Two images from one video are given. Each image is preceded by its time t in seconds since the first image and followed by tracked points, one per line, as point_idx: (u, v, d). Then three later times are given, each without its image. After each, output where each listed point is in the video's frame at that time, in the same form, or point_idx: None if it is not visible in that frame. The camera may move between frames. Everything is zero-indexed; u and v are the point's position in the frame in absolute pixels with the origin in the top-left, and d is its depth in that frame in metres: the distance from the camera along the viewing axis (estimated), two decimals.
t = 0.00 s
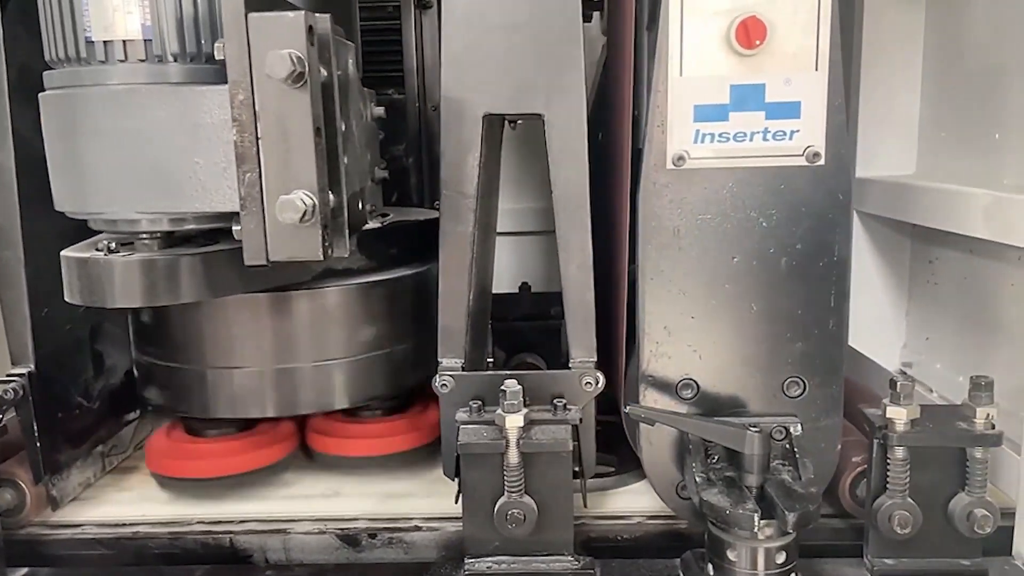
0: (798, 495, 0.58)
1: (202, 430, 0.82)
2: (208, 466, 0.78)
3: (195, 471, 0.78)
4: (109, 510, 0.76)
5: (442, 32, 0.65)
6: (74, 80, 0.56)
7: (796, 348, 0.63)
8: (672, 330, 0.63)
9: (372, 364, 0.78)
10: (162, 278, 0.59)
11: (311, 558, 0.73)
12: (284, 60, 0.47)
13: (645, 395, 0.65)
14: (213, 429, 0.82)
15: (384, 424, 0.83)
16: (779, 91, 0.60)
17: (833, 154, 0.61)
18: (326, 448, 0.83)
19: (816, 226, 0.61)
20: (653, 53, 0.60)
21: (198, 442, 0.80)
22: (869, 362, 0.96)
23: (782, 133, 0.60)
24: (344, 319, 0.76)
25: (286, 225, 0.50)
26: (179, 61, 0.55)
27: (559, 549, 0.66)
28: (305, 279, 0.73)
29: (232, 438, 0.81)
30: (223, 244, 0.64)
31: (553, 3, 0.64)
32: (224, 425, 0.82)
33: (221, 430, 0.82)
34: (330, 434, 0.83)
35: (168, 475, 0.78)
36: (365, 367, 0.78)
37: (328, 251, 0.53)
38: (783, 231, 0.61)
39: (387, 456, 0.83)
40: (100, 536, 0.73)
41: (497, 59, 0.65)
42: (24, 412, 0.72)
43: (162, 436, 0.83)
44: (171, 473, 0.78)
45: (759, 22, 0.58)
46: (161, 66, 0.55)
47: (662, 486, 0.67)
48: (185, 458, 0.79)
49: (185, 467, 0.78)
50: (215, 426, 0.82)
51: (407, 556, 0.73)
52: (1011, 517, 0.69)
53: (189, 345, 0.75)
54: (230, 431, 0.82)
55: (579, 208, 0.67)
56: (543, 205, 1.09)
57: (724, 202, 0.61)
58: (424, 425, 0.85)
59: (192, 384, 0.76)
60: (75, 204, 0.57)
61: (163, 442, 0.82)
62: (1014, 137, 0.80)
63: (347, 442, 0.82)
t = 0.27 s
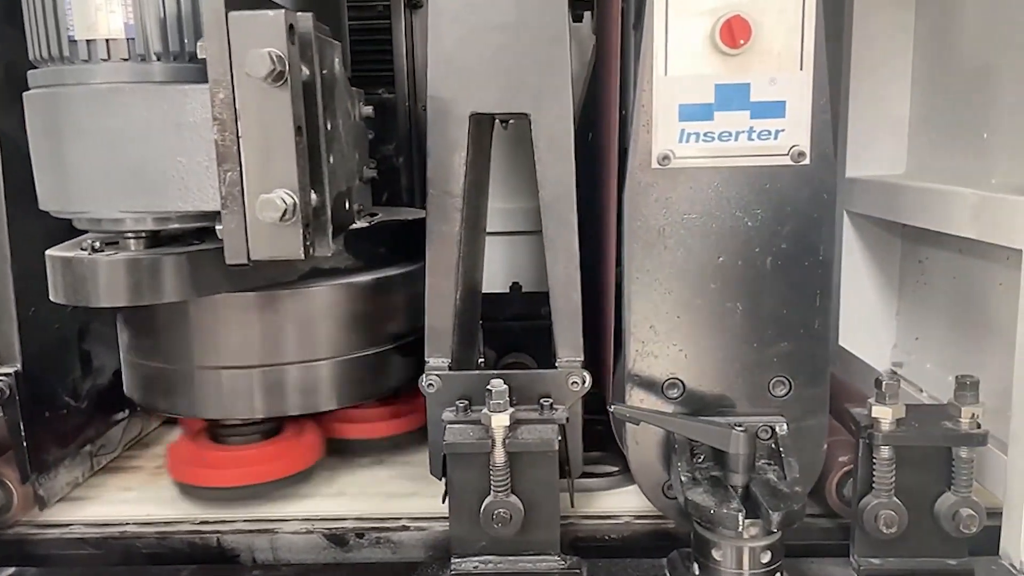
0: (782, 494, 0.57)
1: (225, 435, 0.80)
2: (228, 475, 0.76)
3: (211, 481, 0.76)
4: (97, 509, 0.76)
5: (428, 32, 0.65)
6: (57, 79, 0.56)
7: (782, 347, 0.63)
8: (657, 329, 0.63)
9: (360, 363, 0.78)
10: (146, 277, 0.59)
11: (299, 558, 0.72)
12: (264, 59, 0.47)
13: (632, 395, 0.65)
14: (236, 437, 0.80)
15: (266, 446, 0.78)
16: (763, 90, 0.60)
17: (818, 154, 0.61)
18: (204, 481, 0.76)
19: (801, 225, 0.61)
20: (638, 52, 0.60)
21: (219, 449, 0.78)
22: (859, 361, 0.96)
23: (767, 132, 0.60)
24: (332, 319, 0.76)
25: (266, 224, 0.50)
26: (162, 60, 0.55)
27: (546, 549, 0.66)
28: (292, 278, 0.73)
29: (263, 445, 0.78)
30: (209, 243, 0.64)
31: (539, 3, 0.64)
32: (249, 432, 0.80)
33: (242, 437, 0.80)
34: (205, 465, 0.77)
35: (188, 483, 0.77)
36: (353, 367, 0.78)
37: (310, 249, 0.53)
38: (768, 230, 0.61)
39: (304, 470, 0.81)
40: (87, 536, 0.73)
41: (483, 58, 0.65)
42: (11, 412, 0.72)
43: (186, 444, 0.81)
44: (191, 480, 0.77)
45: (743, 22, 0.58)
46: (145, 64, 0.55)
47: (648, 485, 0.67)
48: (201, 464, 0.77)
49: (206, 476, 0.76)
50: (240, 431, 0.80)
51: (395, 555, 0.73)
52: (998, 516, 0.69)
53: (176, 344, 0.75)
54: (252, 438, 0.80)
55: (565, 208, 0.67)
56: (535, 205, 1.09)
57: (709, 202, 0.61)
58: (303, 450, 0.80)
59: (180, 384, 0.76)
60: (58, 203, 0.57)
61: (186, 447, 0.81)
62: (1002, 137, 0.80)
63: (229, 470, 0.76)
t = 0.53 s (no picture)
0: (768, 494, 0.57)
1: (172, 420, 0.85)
2: (241, 473, 0.76)
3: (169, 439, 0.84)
4: (86, 509, 0.76)
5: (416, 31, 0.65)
6: (43, 78, 0.55)
7: (769, 347, 0.63)
8: (645, 328, 0.63)
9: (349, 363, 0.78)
10: (133, 276, 0.59)
11: (287, 558, 0.72)
12: (246, 57, 0.47)
13: (620, 395, 0.65)
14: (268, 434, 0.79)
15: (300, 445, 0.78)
16: (750, 90, 0.60)
17: (805, 154, 0.61)
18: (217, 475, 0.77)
19: (788, 225, 0.61)
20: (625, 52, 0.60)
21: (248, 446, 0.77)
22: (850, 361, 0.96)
23: (754, 132, 0.60)
24: (321, 318, 0.76)
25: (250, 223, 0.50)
26: (148, 59, 0.55)
27: (534, 548, 0.66)
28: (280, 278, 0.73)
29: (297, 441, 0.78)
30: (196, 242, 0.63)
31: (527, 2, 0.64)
32: (281, 428, 0.79)
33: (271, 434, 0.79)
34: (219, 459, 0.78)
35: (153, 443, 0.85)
36: (343, 367, 0.78)
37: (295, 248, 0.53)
38: (755, 229, 0.61)
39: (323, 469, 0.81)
40: (76, 536, 0.73)
41: (471, 57, 0.65)
42: None
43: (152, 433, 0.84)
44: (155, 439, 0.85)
45: (730, 21, 0.58)
46: (131, 63, 0.55)
47: (636, 484, 0.67)
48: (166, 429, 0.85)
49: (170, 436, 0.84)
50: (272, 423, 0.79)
51: (384, 555, 0.72)
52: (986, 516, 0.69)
53: (164, 344, 0.75)
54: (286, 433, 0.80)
55: (553, 207, 0.67)
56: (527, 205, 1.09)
57: (696, 201, 0.61)
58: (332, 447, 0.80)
59: (168, 384, 0.76)
60: (43, 203, 0.57)
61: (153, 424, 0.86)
62: (992, 136, 0.81)
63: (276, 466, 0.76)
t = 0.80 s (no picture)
0: (756, 493, 0.57)
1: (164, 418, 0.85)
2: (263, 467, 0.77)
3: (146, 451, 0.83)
4: (77, 509, 0.76)
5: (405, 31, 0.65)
6: (30, 78, 0.55)
7: (757, 347, 0.63)
8: (634, 328, 0.63)
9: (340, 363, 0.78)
10: (120, 276, 0.59)
11: (277, 557, 0.72)
12: (230, 57, 0.47)
13: (609, 394, 0.65)
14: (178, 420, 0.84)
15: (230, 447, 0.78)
16: (738, 90, 0.60)
17: (793, 153, 0.61)
18: (252, 471, 0.78)
19: (776, 224, 0.61)
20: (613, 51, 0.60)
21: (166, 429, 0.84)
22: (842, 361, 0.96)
23: (742, 131, 0.60)
24: (311, 318, 0.76)
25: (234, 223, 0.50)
26: (134, 59, 0.55)
27: (523, 548, 0.66)
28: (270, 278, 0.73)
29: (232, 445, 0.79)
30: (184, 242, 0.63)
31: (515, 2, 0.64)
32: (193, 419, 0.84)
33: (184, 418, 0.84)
34: (249, 455, 0.78)
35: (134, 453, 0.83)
36: (333, 367, 0.78)
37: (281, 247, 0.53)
38: (743, 229, 0.61)
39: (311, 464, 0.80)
40: (66, 536, 0.73)
41: (460, 56, 0.65)
42: None
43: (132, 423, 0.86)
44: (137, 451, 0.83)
45: (717, 21, 0.58)
46: (117, 63, 0.55)
47: (625, 483, 0.67)
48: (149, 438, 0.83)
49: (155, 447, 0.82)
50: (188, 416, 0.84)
51: (374, 555, 0.72)
52: (975, 515, 0.69)
53: (155, 344, 0.75)
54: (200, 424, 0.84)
55: (543, 207, 0.67)
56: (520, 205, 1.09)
57: (684, 201, 0.61)
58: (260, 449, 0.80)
59: (159, 383, 0.76)
60: (30, 203, 0.57)
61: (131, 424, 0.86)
62: (984, 137, 0.80)
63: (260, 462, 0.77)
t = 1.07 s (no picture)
0: (744, 493, 0.57)
1: (152, 422, 0.82)
2: (163, 458, 0.79)
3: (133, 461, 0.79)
4: (68, 509, 0.76)
5: (394, 31, 0.65)
6: (16, 78, 0.55)
7: (746, 347, 0.63)
8: (623, 328, 0.63)
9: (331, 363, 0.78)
10: (108, 276, 0.59)
11: (268, 557, 0.72)
12: (213, 57, 0.47)
13: (597, 394, 0.65)
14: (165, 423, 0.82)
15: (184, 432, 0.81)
16: (726, 90, 0.60)
17: (782, 154, 0.61)
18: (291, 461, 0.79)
19: (765, 224, 0.61)
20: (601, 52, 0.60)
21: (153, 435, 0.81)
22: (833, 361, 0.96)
23: (730, 131, 0.60)
24: (302, 318, 0.76)
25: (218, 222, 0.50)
26: (122, 59, 0.55)
27: (512, 548, 0.66)
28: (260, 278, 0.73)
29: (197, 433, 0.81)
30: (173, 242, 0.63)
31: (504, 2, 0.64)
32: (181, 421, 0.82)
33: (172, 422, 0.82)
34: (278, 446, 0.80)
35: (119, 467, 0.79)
36: (324, 367, 0.78)
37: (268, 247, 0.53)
38: (732, 229, 0.61)
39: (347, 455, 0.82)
40: (56, 536, 0.73)
41: (449, 56, 0.65)
42: None
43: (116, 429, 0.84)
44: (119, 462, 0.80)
45: (705, 21, 0.58)
46: (104, 63, 0.54)
47: (614, 483, 0.67)
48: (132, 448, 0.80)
49: (138, 459, 0.79)
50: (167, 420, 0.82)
51: (364, 555, 0.72)
52: (964, 515, 0.69)
53: (145, 344, 0.75)
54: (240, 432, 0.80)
55: (532, 206, 0.67)
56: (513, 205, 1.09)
57: (673, 201, 0.61)
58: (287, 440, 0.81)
59: (149, 383, 0.76)
60: (17, 203, 0.57)
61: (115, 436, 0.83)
62: (975, 138, 0.80)
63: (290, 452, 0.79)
